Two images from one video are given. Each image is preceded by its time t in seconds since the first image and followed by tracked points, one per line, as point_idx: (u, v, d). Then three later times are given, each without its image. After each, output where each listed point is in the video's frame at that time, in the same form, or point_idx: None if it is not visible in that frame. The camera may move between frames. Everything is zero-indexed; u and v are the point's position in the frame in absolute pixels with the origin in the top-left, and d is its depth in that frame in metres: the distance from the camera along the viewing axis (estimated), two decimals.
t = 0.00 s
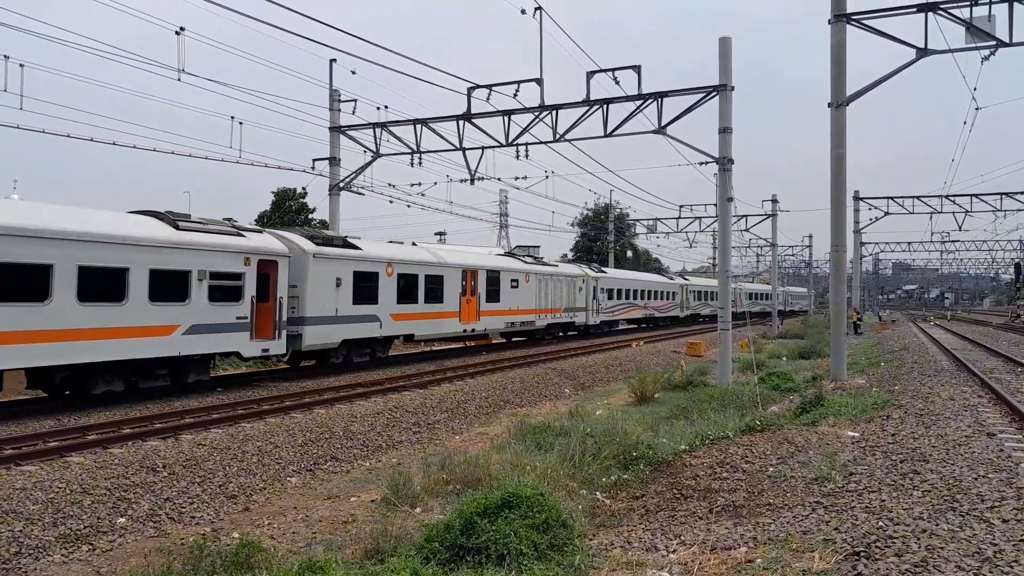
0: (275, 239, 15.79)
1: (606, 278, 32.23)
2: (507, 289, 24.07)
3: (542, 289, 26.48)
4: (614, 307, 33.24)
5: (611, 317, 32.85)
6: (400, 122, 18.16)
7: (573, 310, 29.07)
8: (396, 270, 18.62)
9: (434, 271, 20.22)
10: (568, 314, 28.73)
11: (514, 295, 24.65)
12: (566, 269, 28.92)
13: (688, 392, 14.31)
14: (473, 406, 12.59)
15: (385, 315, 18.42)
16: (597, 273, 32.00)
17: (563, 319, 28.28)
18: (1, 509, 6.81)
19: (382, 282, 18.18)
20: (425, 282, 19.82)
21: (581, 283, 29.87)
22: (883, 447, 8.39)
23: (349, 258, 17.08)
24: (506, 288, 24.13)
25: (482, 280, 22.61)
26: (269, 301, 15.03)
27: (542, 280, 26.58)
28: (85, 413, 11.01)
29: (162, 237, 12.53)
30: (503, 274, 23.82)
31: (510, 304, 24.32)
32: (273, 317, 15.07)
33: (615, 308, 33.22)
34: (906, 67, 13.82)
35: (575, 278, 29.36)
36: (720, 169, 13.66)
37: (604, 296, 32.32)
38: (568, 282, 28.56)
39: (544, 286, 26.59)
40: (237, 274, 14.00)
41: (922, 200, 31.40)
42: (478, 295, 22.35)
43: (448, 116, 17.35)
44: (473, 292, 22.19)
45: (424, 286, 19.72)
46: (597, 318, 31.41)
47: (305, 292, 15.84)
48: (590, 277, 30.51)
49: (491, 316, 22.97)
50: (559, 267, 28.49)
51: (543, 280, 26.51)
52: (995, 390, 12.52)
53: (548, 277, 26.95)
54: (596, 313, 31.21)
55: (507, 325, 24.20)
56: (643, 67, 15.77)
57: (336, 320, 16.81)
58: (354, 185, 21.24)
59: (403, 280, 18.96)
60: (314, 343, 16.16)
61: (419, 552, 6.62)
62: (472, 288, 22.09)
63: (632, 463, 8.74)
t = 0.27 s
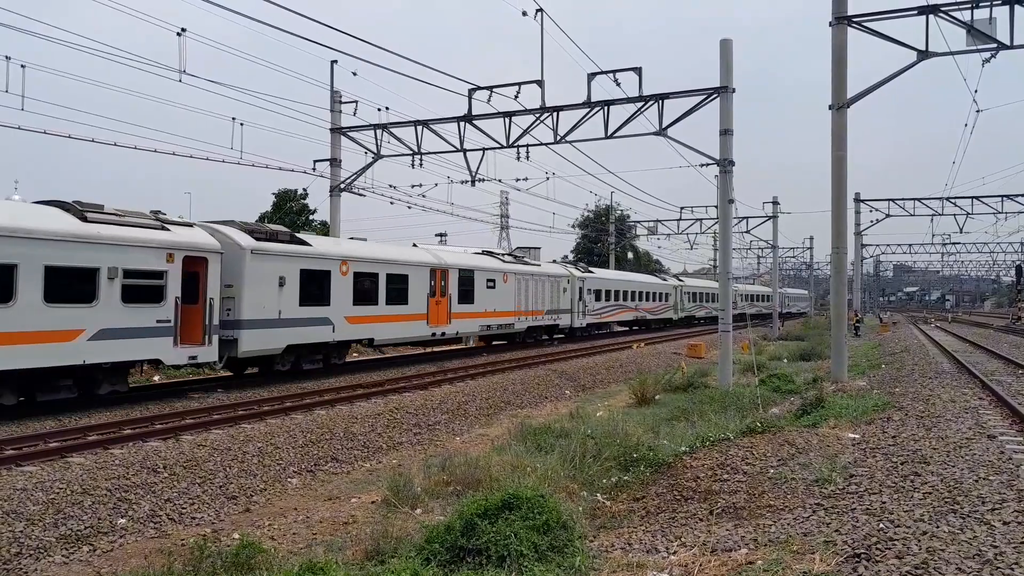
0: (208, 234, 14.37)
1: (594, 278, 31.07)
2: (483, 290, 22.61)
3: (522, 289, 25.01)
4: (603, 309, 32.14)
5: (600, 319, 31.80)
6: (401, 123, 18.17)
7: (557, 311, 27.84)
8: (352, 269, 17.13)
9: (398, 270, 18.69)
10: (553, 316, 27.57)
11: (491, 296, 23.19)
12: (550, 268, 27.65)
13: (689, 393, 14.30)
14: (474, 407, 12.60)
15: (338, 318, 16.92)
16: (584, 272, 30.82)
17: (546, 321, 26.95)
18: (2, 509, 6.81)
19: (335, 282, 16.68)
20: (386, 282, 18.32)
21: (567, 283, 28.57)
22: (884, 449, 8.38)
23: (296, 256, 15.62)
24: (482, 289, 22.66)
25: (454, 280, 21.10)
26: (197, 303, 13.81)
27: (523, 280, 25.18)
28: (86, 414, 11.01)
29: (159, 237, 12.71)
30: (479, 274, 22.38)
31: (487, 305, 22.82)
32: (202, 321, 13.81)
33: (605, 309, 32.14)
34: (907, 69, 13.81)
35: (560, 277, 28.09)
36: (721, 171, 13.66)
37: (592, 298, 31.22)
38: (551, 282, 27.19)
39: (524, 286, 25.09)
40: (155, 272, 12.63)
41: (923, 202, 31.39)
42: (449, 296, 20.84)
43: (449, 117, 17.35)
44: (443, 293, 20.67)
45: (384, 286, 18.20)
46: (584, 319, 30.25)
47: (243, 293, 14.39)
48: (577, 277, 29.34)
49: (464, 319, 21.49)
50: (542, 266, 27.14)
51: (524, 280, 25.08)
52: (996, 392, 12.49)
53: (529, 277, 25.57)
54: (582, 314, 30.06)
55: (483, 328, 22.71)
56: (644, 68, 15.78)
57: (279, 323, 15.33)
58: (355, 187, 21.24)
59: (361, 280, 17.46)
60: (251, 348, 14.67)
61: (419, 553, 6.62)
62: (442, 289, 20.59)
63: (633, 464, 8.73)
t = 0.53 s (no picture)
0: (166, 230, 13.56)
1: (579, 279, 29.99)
2: (450, 291, 21.25)
3: (496, 291, 23.68)
4: (589, 311, 31.01)
5: (587, 321, 30.66)
6: (400, 126, 18.18)
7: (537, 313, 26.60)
8: (297, 269, 15.72)
9: (351, 270, 17.32)
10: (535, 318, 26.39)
11: (460, 297, 21.85)
12: (532, 269, 26.45)
13: (690, 394, 14.30)
14: (475, 409, 12.60)
15: (281, 322, 15.46)
16: (568, 273, 29.66)
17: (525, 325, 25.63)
18: (3, 515, 6.81)
19: (278, 282, 15.26)
20: (338, 283, 16.93)
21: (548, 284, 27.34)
22: (885, 449, 8.38)
23: (229, 254, 14.18)
24: (450, 290, 21.31)
25: (417, 280, 19.72)
26: (110, 307, 12.30)
27: (499, 281, 23.94)
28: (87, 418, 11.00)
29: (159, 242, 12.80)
30: (447, 274, 21.09)
31: (456, 308, 21.46)
32: (113, 326, 12.32)
33: (591, 311, 31.03)
34: (906, 69, 13.81)
35: (542, 278, 26.87)
36: (720, 172, 13.66)
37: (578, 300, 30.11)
38: (529, 283, 25.90)
39: (496, 288, 23.74)
40: (50, 273, 11.20)
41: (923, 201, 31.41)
42: (411, 297, 19.46)
43: (448, 120, 17.36)
44: (405, 294, 19.28)
45: (335, 287, 16.79)
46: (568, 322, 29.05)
47: (165, 296, 12.92)
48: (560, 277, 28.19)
49: (429, 322, 20.10)
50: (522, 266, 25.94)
51: (498, 281, 23.78)
52: (997, 391, 12.49)
53: (506, 278, 24.29)
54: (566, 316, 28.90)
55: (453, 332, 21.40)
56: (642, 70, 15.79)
57: (211, 330, 13.87)
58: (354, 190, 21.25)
59: (308, 280, 16.03)
60: (175, 358, 13.18)
61: (420, 556, 6.64)
62: (403, 290, 19.20)
63: (633, 465, 8.72)
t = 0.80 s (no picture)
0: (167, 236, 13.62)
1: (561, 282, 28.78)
2: (414, 296, 19.73)
3: (467, 296, 22.17)
4: (574, 316, 29.73)
5: (572, 327, 29.41)
6: (399, 131, 18.20)
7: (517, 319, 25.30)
8: (229, 272, 14.14)
9: (296, 273, 15.76)
10: (513, 324, 25.03)
11: (425, 303, 20.31)
12: (510, 271, 25.14)
13: (690, 398, 14.29)
14: (475, 414, 12.59)
15: (210, 331, 13.83)
16: (550, 276, 28.34)
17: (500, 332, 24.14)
18: (3, 523, 6.81)
19: (204, 286, 13.64)
20: (280, 287, 15.37)
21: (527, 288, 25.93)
22: (885, 452, 8.38)
23: (145, 253, 12.60)
24: (414, 295, 19.82)
25: (374, 284, 18.18)
26: None
27: (472, 285, 22.52)
28: (86, 425, 10.99)
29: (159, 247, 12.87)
30: (411, 278, 19.62)
31: (420, 314, 19.94)
32: None
33: (575, 316, 29.77)
34: (904, 72, 13.84)
35: (521, 281, 25.47)
36: (718, 175, 13.68)
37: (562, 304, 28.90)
38: (504, 286, 24.45)
39: (466, 292, 22.18)
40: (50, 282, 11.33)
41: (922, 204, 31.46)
42: (367, 302, 17.88)
43: (446, 125, 17.38)
44: (360, 299, 17.70)
45: (276, 292, 15.20)
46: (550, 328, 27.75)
47: (64, 301, 11.33)
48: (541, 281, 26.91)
49: (389, 330, 18.58)
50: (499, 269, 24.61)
51: (469, 284, 22.29)
52: (997, 394, 12.50)
53: (480, 282, 22.91)
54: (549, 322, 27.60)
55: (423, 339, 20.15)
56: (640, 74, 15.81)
57: (122, 341, 12.25)
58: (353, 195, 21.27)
59: (242, 284, 14.43)
60: (74, 374, 11.51)
61: (421, 562, 6.65)
62: (357, 294, 17.62)
63: (634, 470, 8.71)
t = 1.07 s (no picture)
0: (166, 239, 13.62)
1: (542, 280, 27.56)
2: (372, 296, 18.18)
3: (435, 296, 20.60)
4: (555, 317, 28.44)
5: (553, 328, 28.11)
6: (397, 132, 18.20)
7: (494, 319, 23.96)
8: (144, 269, 12.66)
9: (229, 270, 14.30)
10: (488, 326, 23.58)
11: (386, 303, 18.77)
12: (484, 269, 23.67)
13: (689, 397, 14.29)
14: (474, 414, 12.59)
15: (117, 335, 12.32)
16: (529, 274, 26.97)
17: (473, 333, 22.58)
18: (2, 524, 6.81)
19: (111, 285, 12.14)
20: (212, 285, 13.98)
21: (504, 287, 24.50)
22: (884, 451, 8.38)
23: (94, 251, 11.89)
24: (372, 294, 18.28)
25: (322, 283, 16.64)
26: None
27: (442, 284, 20.97)
28: (86, 426, 11.00)
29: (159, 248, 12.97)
30: (368, 276, 18.11)
31: (378, 315, 18.39)
32: None
33: (557, 317, 28.47)
34: (902, 71, 13.85)
35: (497, 279, 24.03)
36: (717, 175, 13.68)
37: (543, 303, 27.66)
38: (478, 285, 22.95)
39: (434, 291, 20.59)
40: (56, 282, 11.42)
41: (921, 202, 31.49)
42: (315, 302, 16.32)
43: (445, 125, 17.38)
44: (305, 299, 16.14)
45: (203, 291, 13.70)
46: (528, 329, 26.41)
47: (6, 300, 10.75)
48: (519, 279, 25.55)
49: (342, 332, 17.06)
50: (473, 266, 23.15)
51: (437, 283, 20.73)
52: (996, 392, 12.50)
53: (451, 280, 21.39)
54: (527, 322, 26.32)
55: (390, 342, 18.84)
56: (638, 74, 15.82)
57: (7, 347, 10.84)
58: (351, 196, 21.29)
59: (241, 285, 14.55)
60: None
61: (420, 562, 6.67)
62: (303, 294, 16.06)
63: (633, 469, 8.71)
